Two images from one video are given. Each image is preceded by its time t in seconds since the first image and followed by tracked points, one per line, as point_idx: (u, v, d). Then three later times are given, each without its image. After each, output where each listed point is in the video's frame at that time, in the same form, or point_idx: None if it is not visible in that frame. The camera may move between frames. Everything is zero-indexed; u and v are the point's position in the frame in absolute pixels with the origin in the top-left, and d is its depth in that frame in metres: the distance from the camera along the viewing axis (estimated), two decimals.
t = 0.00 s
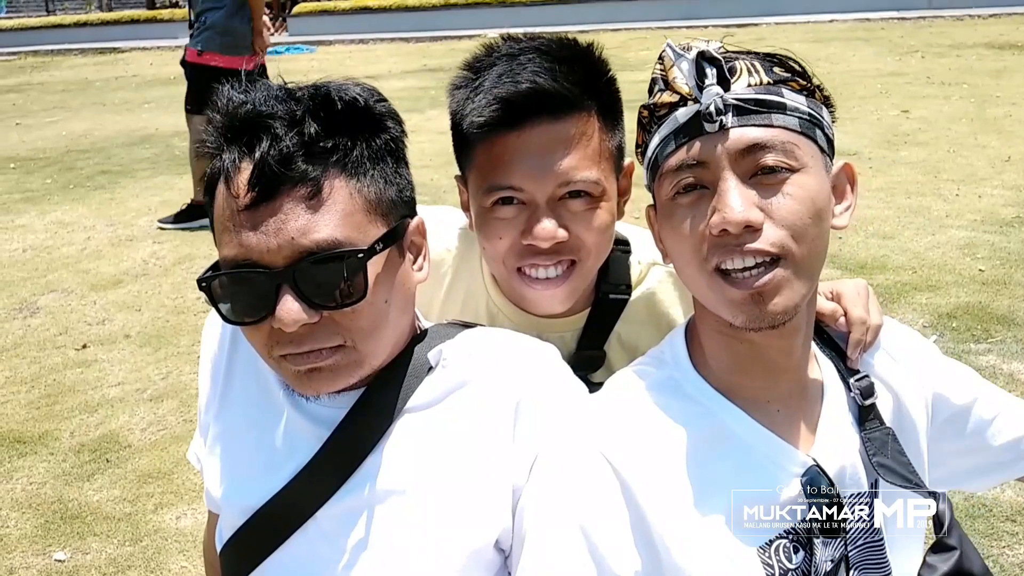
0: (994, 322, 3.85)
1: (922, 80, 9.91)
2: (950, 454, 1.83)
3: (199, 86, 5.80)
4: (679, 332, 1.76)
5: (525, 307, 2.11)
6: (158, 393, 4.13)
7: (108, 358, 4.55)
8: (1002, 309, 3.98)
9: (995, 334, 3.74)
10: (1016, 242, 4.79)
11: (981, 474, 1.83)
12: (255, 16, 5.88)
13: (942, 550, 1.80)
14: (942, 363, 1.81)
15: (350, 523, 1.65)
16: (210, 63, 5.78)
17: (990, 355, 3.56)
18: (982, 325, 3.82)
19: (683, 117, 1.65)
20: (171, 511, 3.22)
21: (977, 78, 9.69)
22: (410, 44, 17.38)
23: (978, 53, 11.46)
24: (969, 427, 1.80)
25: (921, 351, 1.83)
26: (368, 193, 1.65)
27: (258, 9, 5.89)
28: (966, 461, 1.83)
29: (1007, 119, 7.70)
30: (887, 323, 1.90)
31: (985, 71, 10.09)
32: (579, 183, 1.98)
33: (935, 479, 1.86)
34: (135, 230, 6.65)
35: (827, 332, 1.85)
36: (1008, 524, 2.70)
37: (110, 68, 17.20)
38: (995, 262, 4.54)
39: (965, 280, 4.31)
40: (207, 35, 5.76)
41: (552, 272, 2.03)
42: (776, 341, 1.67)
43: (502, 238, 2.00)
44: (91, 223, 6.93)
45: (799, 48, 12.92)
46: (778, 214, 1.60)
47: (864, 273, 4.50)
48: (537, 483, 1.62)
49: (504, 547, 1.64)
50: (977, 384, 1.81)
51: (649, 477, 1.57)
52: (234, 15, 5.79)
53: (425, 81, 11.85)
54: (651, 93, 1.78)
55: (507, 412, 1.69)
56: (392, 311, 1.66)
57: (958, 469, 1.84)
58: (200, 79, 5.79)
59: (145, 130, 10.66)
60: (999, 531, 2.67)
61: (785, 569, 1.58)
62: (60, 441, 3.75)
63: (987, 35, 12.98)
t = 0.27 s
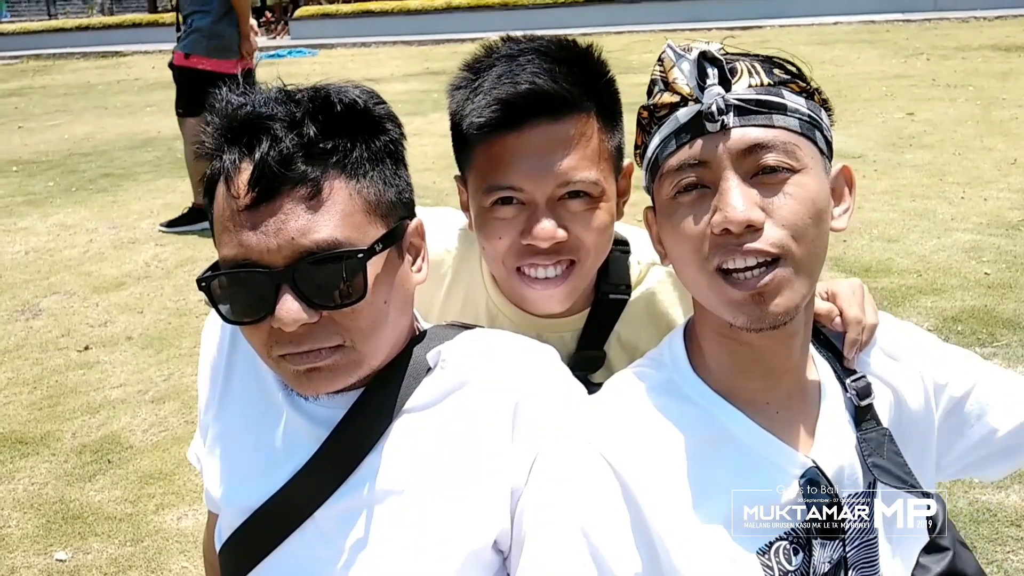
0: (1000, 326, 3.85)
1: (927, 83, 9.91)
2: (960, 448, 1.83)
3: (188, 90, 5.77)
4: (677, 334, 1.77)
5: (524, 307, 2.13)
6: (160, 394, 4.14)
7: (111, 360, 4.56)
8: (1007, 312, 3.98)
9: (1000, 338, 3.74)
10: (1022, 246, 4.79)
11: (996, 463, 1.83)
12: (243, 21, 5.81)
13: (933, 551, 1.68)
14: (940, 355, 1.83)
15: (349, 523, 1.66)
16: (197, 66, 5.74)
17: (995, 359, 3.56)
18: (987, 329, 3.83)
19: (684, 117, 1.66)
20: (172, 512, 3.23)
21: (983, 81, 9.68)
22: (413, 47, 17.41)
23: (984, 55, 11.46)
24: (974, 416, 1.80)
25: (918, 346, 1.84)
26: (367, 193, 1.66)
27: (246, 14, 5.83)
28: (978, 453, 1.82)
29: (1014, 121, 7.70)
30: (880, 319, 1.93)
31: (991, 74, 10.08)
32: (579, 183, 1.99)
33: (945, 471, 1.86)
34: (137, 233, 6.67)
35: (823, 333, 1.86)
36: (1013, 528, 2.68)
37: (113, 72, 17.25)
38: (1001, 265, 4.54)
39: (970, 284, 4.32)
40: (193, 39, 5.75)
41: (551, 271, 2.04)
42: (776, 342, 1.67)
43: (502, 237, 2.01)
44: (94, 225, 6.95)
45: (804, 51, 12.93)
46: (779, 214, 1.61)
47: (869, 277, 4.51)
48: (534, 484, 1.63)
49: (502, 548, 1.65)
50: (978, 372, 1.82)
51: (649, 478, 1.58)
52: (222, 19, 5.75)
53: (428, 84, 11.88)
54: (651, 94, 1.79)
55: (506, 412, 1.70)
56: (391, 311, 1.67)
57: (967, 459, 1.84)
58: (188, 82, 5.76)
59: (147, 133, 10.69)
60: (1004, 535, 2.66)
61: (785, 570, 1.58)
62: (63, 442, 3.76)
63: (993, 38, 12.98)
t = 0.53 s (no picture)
0: (1007, 332, 3.84)
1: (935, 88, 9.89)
2: (970, 432, 1.83)
3: (185, 92, 5.79)
4: (676, 335, 1.77)
5: (524, 306, 2.13)
6: (163, 396, 4.15)
7: (114, 361, 4.57)
8: (1014, 318, 3.97)
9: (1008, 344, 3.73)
10: None
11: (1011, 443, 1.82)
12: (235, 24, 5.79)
13: (926, 552, 1.59)
14: (934, 343, 1.85)
15: (347, 523, 1.66)
16: (191, 68, 5.74)
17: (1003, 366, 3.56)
18: (994, 335, 3.82)
19: (685, 118, 1.67)
20: (173, 513, 3.24)
21: (992, 85, 9.67)
22: (419, 50, 17.44)
23: (994, 60, 11.44)
24: (976, 399, 1.81)
25: (911, 338, 1.86)
26: (367, 194, 1.67)
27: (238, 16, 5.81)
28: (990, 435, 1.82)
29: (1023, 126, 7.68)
30: (875, 313, 1.93)
31: (1001, 78, 10.06)
32: (578, 183, 2.00)
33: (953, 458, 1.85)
34: (142, 234, 6.69)
35: (820, 333, 1.86)
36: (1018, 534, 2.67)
37: (119, 74, 17.31)
38: (1009, 271, 4.53)
39: (977, 289, 4.31)
40: (186, 41, 5.75)
41: (550, 271, 2.05)
42: (776, 345, 1.68)
43: (501, 236, 2.02)
44: (99, 227, 6.97)
45: (812, 55, 12.92)
46: (779, 215, 1.62)
47: (875, 282, 4.50)
48: (534, 485, 1.63)
49: (500, 549, 1.66)
50: (973, 355, 1.84)
51: (649, 479, 1.58)
52: (215, 22, 5.75)
53: (434, 87, 11.90)
54: (651, 96, 1.79)
55: (505, 414, 1.71)
56: (390, 312, 1.68)
57: (973, 442, 1.83)
58: (183, 85, 5.76)
59: (153, 135, 10.72)
60: (1009, 541, 2.64)
61: (784, 572, 1.57)
62: (65, 442, 3.77)
63: (1003, 43, 12.96)
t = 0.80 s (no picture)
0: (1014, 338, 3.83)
1: (943, 94, 9.89)
2: (973, 417, 1.82)
3: (184, 96, 5.80)
4: (676, 336, 1.78)
5: (523, 305, 2.14)
6: (167, 397, 4.17)
7: (118, 363, 4.59)
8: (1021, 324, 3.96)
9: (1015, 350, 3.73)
10: None
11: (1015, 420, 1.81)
12: (229, 28, 5.77)
13: (920, 554, 1.56)
14: (928, 335, 1.85)
15: (345, 523, 1.66)
16: (189, 72, 5.76)
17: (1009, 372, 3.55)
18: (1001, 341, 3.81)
19: (683, 121, 1.67)
20: (175, 514, 3.25)
21: (1002, 92, 9.65)
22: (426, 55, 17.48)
23: (1003, 66, 11.42)
24: (974, 381, 1.81)
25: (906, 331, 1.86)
26: (366, 195, 1.68)
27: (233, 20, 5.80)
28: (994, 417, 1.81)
29: None
30: (871, 309, 1.95)
31: (1011, 85, 10.04)
32: (577, 180, 2.01)
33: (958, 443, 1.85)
34: (148, 237, 6.71)
35: (817, 333, 1.87)
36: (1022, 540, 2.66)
37: (127, 77, 17.38)
38: (1016, 277, 4.52)
39: (984, 295, 4.30)
40: (182, 45, 5.76)
41: (549, 268, 2.06)
42: (775, 346, 1.68)
43: (500, 234, 2.03)
44: (105, 229, 7.00)
45: (820, 60, 12.91)
46: (777, 217, 1.62)
47: (881, 287, 4.50)
48: (533, 486, 1.64)
49: (499, 550, 1.66)
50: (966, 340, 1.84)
51: (648, 480, 1.58)
52: (211, 25, 5.76)
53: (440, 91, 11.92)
54: (651, 99, 1.80)
55: (505, 414, 1.71)
56: (389, 312, 1.69)
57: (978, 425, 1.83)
58: (181, 90, 5.78)
59: (160, 138, 10.76)
60: (1012, 547, 2.64)
61: (781, 572, 1.56)
62: (69, 443, 3.78)
63: (1013, 49, 12.94)
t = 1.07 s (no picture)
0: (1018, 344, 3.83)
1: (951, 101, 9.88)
2: (972, 410, 1.85)
3: (185, 98, 5.85)
4: (675, 338, 1.79)
5: (522, 298, 2.18)
6: (170, 399, 4.18)
7: (122, 364, 4.60)
8: None
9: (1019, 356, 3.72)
10: None
11: (1014, 409, 1.85)
12: (226, 30, 5.78)
13: (914, 555, 1.56)
14: (920, 331, 1.86)
15: (344, 523, 1.67)
16: (188, 74, 5.77)
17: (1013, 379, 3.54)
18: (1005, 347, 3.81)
19: (680, 124, 1.68)
20: (177, 515, 3.26)
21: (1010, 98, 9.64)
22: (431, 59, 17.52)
23: (1011, 73, 11.41)
24: (970, 373, 1.84)
25: (899, 329, 1.88)
26: (366, 194, 1.70)
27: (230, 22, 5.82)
28: (993, 407, 1.85)
29: None
30: (868, 309, 1.95)
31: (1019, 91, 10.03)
32: (576, 175, 2.05)
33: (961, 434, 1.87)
34: (152, 239, 6.73)
35: (816, 334, 1.87)
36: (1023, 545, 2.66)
37: (134, 80, 17.44)
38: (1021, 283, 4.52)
39: (988, 301, 4.30)
40: (180, 48, 5.76)
41: (547, 261, 2.09)
42: (774, 347, 1.69)
43: (499, 227, 2.07)
44: (110, 231, 7.03)
45: (827, 66, 12.91)
46: (773, 217, 1.63)
47: (885, 293, 4.50)
48: (533, 486, 1.64)
49: (498, 550, 1.67)
50: (956, 330, 1.86)
51: (648, 481, 1.59)
52: (209, 28, 5.78)
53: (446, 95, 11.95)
54: (648, 102, 1.81)
55: (505, 415, 1.72)
56: (388, 313, 1.70)
57: (977, 414, 1.85)
58: (181, 92, 5.81)
59: (166, 141, 10.80)
60: (1013, 552, 2.63)
61: (779, 573, 1.57)
62: (71, 444, 3.79)
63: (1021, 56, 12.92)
